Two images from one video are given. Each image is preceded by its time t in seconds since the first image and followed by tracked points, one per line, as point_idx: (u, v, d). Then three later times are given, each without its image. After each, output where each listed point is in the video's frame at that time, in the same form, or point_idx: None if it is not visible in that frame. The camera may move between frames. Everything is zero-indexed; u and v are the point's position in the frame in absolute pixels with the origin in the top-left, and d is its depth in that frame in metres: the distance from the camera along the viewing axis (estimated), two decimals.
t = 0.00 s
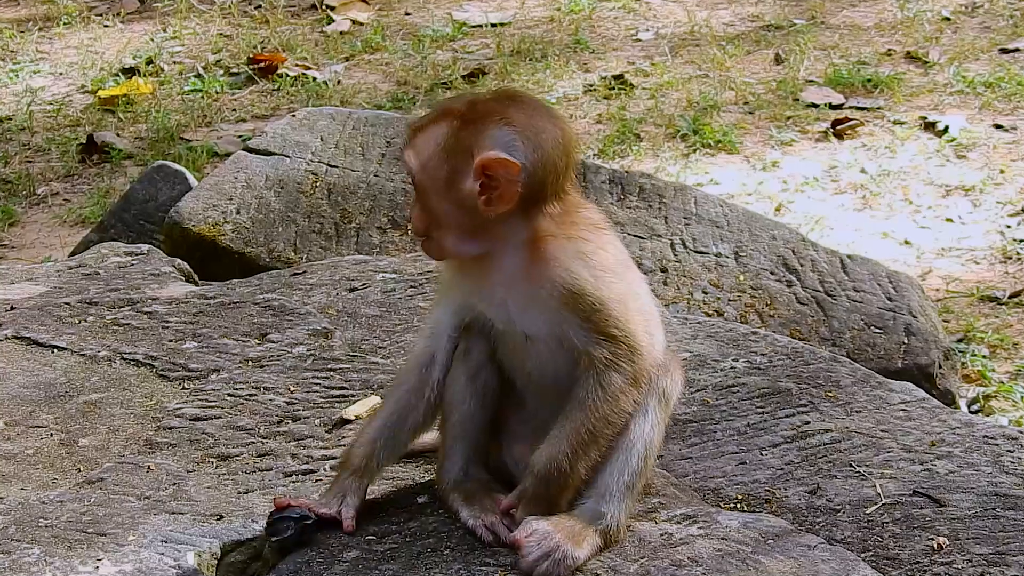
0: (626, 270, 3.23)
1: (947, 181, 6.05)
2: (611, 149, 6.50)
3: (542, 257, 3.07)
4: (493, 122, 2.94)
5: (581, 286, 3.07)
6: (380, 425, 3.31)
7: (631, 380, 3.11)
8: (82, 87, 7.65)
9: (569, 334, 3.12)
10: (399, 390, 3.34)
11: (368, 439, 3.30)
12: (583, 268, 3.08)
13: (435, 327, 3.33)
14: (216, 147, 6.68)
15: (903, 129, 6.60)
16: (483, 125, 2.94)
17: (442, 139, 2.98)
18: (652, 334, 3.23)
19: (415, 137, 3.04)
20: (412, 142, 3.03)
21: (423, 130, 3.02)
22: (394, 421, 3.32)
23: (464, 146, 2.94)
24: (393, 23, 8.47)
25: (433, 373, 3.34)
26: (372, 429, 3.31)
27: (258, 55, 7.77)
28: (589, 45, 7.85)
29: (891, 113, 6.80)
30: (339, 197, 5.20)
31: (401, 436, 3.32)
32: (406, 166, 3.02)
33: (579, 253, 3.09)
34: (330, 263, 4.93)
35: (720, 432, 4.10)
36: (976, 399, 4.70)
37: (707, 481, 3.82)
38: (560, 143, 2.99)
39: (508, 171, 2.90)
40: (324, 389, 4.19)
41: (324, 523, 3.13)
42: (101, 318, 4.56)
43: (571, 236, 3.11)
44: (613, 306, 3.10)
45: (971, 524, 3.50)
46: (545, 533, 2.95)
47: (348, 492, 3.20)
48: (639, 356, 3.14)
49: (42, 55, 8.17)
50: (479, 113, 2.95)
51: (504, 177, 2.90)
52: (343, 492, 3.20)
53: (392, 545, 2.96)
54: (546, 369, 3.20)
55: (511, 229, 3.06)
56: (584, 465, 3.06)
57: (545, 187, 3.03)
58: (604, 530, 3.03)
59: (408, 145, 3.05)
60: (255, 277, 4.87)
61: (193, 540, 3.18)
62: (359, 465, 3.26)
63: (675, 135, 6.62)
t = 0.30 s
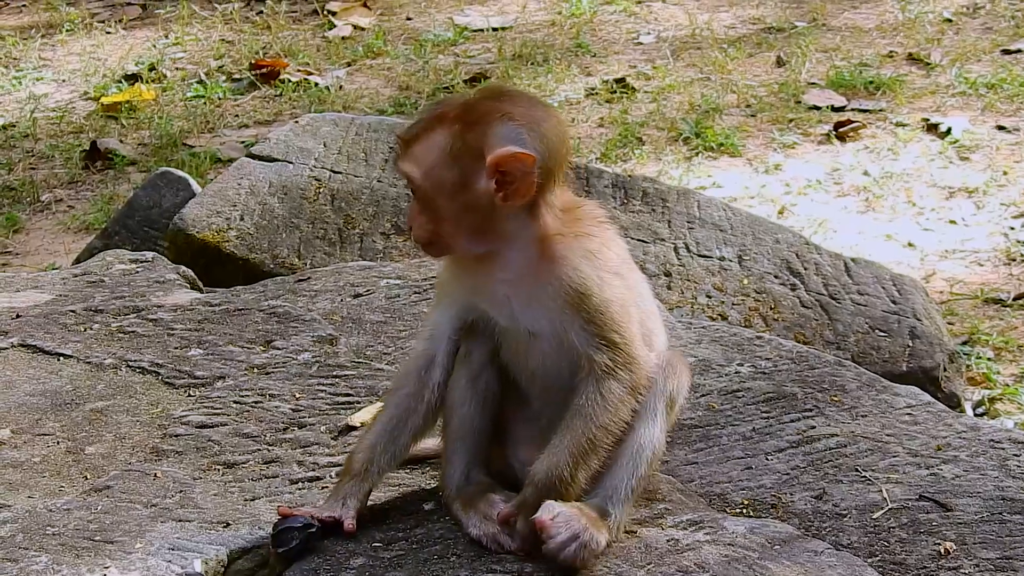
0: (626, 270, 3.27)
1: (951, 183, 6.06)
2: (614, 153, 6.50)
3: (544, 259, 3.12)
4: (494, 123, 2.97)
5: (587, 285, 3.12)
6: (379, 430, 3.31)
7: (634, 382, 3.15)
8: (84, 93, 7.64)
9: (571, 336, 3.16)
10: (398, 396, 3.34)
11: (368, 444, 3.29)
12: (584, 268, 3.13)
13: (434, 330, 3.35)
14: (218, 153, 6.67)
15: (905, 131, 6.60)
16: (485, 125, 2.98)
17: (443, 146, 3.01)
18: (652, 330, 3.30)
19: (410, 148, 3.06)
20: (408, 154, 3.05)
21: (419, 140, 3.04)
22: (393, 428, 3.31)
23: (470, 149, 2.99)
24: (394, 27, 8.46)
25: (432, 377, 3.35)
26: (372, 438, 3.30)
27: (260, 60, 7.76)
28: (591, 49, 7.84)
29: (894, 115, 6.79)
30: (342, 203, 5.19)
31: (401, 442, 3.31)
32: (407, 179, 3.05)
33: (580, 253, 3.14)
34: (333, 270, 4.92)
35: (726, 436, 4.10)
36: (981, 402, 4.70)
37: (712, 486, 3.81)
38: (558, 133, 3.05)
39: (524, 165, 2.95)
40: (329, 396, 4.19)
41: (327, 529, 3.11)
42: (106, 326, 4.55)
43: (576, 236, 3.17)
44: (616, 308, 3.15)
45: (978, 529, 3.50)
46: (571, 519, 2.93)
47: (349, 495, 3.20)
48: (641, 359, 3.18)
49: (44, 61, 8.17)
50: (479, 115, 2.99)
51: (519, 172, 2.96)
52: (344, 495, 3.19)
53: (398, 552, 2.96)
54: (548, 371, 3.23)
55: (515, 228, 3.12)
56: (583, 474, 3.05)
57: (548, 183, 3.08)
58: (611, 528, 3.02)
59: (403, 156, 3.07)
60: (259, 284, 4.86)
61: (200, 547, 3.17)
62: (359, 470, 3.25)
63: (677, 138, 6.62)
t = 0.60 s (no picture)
0: (649, 273, 3.34)
1: (973, 191, 6.06)
2: (635, 162, 6.51)
3: (575, 260, 3.23)
4: (550, 124, 3.14)
5: (614, 286, 3.22)
6: (401, 434, 3.37)
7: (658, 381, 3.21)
8: (106, 103, 7.69)
9: (599, 336, 3.23)
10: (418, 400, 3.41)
11: (390, 449, 3.35)
12: (612, 271, 3.23)
13: (455, 334, 3.44)
14: (240, 162, 6.70)
15: (927, 139, 6.60)
16: (542, 128, 3.13)
17: (504, 146, 3.12)
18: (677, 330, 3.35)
19: (459, 147, 3.14)
20: (461, 153, 3.13)
21: (470, 140, 3.13)
22: (413, 431, 3.38)
23: (533, 150, 3.12)
24: (415, 37, 8.49)
25: (453, 379, 3.43)
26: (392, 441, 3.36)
27: (282, 70, 7.80)
28: (612, 58, 7.86)
29: (916, 123, 6.79)
30: (365, 212, 5.21)
31: (420, 444, 3.38)
32: (457, 177, 3.12)
33: (609, 256, 3.24)
34: (357, 278, 4.93)
35: (751, 443, 4.09)
36: (1004, 410, 4.70)
37: (738, 492, 3.81)
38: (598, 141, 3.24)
39: (585, 165, 3.13)
40: (355, 403, 4.20)
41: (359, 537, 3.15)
42: (131, 334, 4.57)
43: (602, 238, 3.27)
44: (641, 310, 3.23)
45: (1003, 534, 3.49)
46: (589, 476, 2.94)
47: (378, 500, 3.23)
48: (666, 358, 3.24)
49: (66, 72, 8.21)
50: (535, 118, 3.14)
51: (582, 172, 3.13)
52: (373, 500, 3.23)
53: (424, 558, 3.03)
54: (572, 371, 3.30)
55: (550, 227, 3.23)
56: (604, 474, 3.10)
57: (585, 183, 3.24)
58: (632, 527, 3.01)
59: (451, 156, 3.14)
60: (283, 292, 4.88)
61: (227, 553, 3.20)
62: (383, 474, 3.29)
63: (699, 146, 6.63)
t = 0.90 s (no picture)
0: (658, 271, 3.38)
1: (980, 192, 6.05)
2: (642, 164, 6.51)
3: (587, 256, 3.26)
4: (571, 119, 3.17)
5: (626, 281, 3.26)
6: (405, 435, 3.39)
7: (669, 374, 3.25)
8: (113, 107, 7.70)
9: (611, 331, 3.27)
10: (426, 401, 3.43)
11: (394, 450, 3.36)
12: (624, 266, 3.27)
13: (463, 336, 3.47)
14: (247, 165, 6.71)
15: (934, 141, 6.59)
16: (564, 122, 3.16)
17: (529, 139, 3.14)
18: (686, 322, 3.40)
19: (481, 142, 3.15)
20: (485, 145, 3.14)
21: (494, 132, 3.14)
22: (417, 433, 3.39)
23: (558, 144, 3.14)
24: (422, 40, 8.50)
25: (460, 381, 3.46)
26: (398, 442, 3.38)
27: (289, 73, 7.81)
28: (619, 61, 7.87)
29: (923, 125, 6.79)
30: (372, 214, 5.21)
31: (426, 445, 3.39)
32: (480, 169, 3.13)
33: (621, 251, 3.28)
34: (364, 280, 4.93)
35: (756, 445, 4.09)
36: (1011, 412, 4.70)
37: (744, 494, 3.81)
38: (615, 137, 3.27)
39: (605, 160, 3.16)
40: (361, 406, 4.20)
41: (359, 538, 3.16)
42: (137, 337, 4.57)
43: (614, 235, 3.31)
44: (652, 305, 3.27)
45: (1008, 536, 3.49)
46: (594, 454, 2.97)
47: (380, 500, 3.24)
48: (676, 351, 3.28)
49: (73, 75, 8.23)
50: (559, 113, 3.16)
51: (602, 166, 3.16)
52: (375, 501, 3.24)
53: (429, 561, 3.03)
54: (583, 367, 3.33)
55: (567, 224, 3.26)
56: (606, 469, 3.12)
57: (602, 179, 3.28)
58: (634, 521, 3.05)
59: (474, 150, 3.15)
60: (289, 295, 4.88)
61: (233, 557, 3.20)
62: (386, 475, 3.31)
63: (705, 149, 6.63)
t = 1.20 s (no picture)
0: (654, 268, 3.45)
1: (980, 192, 6.05)
2: (643, 164, 6.50)
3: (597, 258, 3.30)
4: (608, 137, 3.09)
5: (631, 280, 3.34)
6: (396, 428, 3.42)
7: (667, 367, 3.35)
8: (113, 107, 7.70)
9: (616, 325, 3.35)
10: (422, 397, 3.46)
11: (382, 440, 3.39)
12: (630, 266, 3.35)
13: (458, 334, 3.48)
14: (247, 165, 6.71)
15: (934, 141, 6.59)
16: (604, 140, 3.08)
17: (604, 167, 3.07)
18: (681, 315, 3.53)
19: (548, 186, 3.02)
20: (571, 183, 3.02)
21: (577, 168, 3.02)
22: (405, 428, 3.41)
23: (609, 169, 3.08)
24: (423, 40, 8.49)
25: (454, 376, 3.47)
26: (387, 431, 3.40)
27: (289, 73, 7.81)
28: (619, 61, 7.87)
29: (923, 125, 6.79)
30: (373, 214, 5.20)
31: (414, 440, 3.40)
32: (568, 212, 3.04)
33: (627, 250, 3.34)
34: (364, 280, 4.93)
35: (757, 445, 4.09)
36: (1012, 411, 4.70)
37: (745, 494, 3.81)
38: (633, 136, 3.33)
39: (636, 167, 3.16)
40: (362, 406, 4.19)
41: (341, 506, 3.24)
42: (138, 337, 4.57)
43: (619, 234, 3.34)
44: (651, 303, 3.37)
45: (1009, 535, 3.49)
46: (591, 456, 2.97)
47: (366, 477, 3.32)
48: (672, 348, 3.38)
49: (72, 75, 8.22)
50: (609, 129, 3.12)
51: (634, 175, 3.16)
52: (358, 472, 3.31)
53: (430, 561, 3.03)
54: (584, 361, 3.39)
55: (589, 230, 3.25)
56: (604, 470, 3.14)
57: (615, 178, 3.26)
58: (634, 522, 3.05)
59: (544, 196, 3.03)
60: (289, 295, 4.87)
61: (233, 557, 3.20)
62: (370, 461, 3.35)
63: (706, 149, 6.63)
